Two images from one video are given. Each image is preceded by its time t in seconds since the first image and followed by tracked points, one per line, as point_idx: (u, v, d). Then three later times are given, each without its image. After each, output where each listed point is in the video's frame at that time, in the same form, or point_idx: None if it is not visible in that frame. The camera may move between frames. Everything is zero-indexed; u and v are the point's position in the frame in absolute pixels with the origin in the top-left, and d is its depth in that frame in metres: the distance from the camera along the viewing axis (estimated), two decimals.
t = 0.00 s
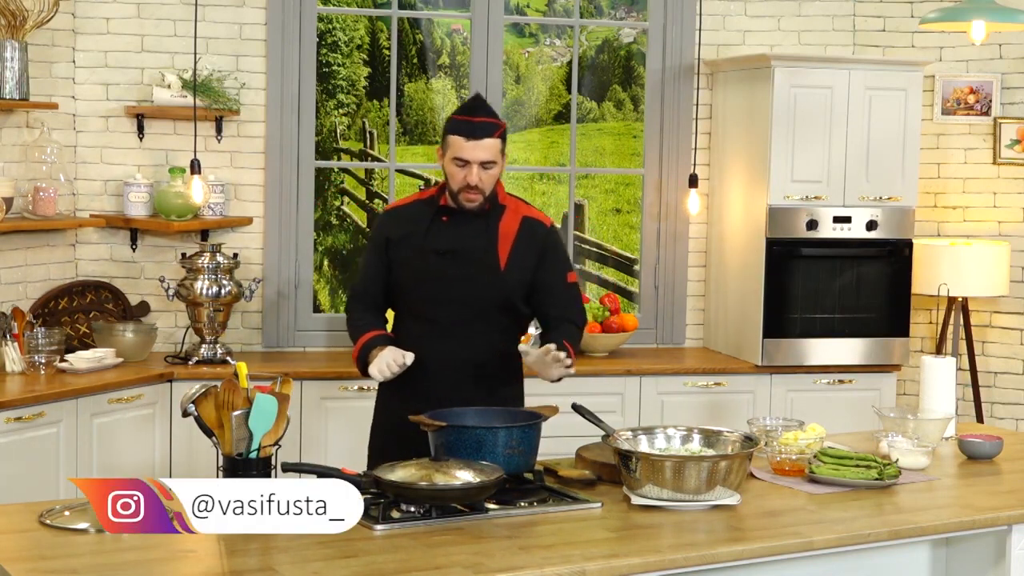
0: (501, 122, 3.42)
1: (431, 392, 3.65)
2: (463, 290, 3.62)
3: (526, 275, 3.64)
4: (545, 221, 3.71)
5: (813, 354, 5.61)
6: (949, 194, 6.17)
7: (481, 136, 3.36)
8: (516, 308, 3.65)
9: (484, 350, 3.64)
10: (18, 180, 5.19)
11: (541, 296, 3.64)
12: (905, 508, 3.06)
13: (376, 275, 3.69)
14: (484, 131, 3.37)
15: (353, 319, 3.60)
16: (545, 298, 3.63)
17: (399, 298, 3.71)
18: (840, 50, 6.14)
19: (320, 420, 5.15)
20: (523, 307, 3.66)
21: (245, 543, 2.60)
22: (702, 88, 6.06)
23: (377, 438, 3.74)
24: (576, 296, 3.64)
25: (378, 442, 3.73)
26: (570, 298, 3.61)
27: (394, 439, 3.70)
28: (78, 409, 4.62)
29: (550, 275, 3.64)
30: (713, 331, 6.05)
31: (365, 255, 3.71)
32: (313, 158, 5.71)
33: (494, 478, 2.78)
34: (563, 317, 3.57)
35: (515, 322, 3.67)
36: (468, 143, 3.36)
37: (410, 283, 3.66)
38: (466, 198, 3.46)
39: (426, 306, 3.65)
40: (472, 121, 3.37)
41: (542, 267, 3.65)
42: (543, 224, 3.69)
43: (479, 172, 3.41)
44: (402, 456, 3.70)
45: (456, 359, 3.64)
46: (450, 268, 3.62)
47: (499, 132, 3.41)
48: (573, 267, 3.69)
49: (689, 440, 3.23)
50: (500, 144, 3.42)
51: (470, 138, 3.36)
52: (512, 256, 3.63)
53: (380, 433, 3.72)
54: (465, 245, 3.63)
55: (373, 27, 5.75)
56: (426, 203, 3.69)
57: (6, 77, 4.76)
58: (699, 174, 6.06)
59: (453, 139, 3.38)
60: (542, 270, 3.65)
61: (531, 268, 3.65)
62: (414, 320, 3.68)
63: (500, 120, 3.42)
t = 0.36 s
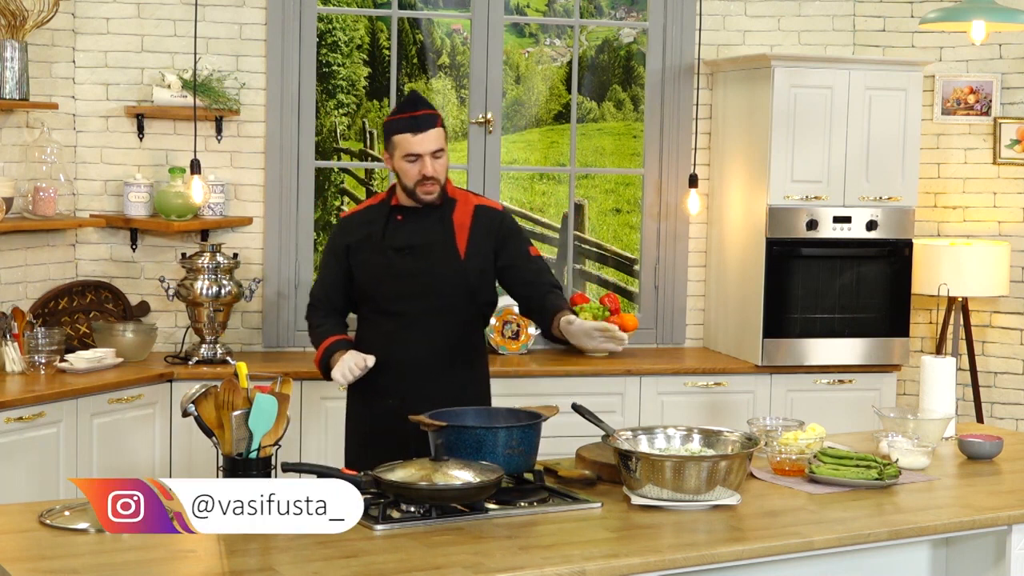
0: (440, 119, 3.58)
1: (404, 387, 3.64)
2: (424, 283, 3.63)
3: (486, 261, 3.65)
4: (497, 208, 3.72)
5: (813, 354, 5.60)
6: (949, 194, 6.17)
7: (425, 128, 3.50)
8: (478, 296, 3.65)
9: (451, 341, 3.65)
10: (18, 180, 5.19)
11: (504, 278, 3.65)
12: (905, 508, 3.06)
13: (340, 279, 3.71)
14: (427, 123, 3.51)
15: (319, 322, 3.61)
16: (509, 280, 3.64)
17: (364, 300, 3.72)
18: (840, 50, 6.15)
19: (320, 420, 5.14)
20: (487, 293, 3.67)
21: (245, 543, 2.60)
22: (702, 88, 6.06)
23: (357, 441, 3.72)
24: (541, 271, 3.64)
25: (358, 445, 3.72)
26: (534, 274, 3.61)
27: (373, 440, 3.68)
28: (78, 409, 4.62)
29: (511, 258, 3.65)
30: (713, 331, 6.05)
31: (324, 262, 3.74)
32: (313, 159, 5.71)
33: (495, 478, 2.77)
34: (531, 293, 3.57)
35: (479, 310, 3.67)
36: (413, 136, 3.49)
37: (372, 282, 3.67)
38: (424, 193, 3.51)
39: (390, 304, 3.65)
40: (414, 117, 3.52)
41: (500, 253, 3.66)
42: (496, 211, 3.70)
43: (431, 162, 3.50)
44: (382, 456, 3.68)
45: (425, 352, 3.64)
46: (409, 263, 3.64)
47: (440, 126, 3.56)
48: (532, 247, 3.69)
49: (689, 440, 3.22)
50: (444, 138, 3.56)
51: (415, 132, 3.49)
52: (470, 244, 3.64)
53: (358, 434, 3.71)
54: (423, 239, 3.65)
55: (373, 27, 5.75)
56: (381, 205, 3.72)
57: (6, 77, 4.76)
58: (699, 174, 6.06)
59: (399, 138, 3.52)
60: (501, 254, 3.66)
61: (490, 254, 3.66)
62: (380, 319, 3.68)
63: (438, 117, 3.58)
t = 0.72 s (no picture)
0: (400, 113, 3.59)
1: (394, 386, 3.63)
2: (407, 279, 3.62)
3: (462, 251, 3.68)
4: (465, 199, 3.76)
5: (813, 354, 5.60)
6: (949, 194, 6.17)
7: (388, 123, 3.51)
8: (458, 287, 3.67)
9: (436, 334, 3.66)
10: (18, 180, 5.19)
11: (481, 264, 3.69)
12: (906, 508, 3.06)
13: (318, 283, 3.67)
14: (389, 117, 3.52)
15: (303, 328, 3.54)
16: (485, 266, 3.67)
17: (344, 302, 3.69)
18: (839, 50, 6.15)
19: (319, 420, 5.14)
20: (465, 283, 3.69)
21: (245, 543, 2.60)
22: (702, 88, 6.06)
23: (346, 444, 3.70)
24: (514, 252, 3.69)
25: (348, 448, 3.70)
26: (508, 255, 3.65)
27: (365, 441, 3.66)
28: (79, 409, 4.62)
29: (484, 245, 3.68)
30: (713, 331, 6.05)
31: (298, 268, 3.68)
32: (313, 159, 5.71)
33: (495, 478, 2.78)
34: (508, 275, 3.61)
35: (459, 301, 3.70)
36: (379, 133, 3.49)
37: (353, 284, 3.64)
38: (395, 187, 3.51)
39: (374, 303, 3.63)
40: (375, 113, 3.52)
41: (474, 243, 3.70)
42: (464, 203, 3.74)
43: (400, 155, 3.51)
44: (375, 456, 3.67)
45: (413, 348, 3.64)
46: (390, 261, 3.62)
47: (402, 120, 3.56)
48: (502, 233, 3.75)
49: (689, 440, 3.22)
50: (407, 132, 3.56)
51: (380, 128, 3.49)
52: (447, 236, 3.66)
53: (348, 437, 3.69)
54: (400, 235, 3.64)
55: (373, 27, 5.75)
56: (352, 207, 3.70)
57: (6, 77, 4.76)
58: (699, 174, 6.06)
59: (364, 137, 3.51)
60: (475, 243, 3.70)
61: (465, 243, 3.69)
62: (364, 319, 3.66)
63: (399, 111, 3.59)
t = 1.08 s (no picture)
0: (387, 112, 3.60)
1: (394, 385, 3.63)
2: (402, 277, 3.62)
3: (455, 246, 3.68)
4: (454, 195, 3.76)
5: (813, 354, 5.60)
6: (949, 194, 6.17)
7: (373, 121, 3.52)
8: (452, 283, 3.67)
9: (433, 332, 3.66)
10: (18, 180, 5.19)
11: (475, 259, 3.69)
12: (905, 508, 3.06)
13: (313, 286, 3.66)
14: (375, 115, 3.53)
15: (300, 333, 3.53)
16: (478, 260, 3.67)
17: (340, 303, 3.68)
18: (839, 50, 6.15)
19: (320, 420, 5.14)
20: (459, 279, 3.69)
21: (245, 543, 2.60)
22: (702, 88, 6.06)
23: (348, 445, 3.70)
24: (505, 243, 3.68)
25: (350, 448, 3.70)
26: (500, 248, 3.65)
27: (367, 441, 3.66)
28: (78, 409, 4.62)
29: (476, 239, 3.69)
30: (713, 330, 6.05)
31: (292, 272, 3.67)
32: (313, 159, 5.72)
33: (495, 478, 2.77)
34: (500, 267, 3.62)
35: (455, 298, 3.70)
36: (364, 130, 3.51)
37: (348, 285, 3.63)
38: (382, 183, 3.51)
39: (370, 304, 3.63)
40: (361, 112, 3.54)
41: (466, 238, 3.70)
42: (454, 199, 3.74)
43: (386, 152, 3.51)
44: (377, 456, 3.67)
45: (411, 346, 3.64)
46: (385, 259, 3.62)
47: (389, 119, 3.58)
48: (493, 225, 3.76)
49: (689, 440, 3.22)
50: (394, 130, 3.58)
51: (365, 126, 3.51)
52: (439, 233, 3.66)
53: (349, 438, 3.69)
54: (393, 234, 3.64)
55: (373, 27, 5.75)
56: (343, 209, 3.69)
57: (6, 77, 4.76)
58: (699, 174, 6.06)
59: (350, 135, 3.52)
60: (467, 237, 3.70)
61: (458, 239, 3.69)
62: (361, 320, 3.66)
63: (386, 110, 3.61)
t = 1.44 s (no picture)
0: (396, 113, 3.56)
1: (397, 385, 3.64)
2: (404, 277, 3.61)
3: (457, 246, 3.68)
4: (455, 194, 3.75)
5: (813, 354, 5.60)
6: (949, 194, 6.17)
7: (382, 126, 3.47)
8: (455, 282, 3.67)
9: (434, 332, 3.66)
10: (18, 180, 5.19)
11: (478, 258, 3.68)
12: (905, 508, 3.06)
13: (314, 288, 3.64)
14: (384, 120, 3.48)
15: (302, 334, 3.52)
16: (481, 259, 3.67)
17: (342, 304, 3.67)
18: (839, 50, 6.15)
19: (320, 420, 5.14)
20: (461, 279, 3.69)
21: (245, 543, 2.60)
22: (702, 88, 6.06)
23: (350, 445, 3.70)
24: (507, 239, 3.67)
25: (352, 448, 3.70)
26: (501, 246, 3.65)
27: (369, 440, 3.66)
28: (78, 409, 4.62)
29: (478, 238, 3.68)
30: (713, 331, 6.05)
31: (293, 273, 3.64)
32: (313, 159, 5.71)
33: (495, 478, 2.78)
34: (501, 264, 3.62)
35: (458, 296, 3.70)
36: (374, 135, 3.46)
37: (351, 286, 3.62)
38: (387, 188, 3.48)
39: (373, 305, 3.62)
40: (370, 116, 3.49)
41: (469, 237, 3.70)
42: (456, 198, 3.73)
43: (393, 159, 3.48)
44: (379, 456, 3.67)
45: (414, 346, 3.64)
46: (387, 260, 3.61)
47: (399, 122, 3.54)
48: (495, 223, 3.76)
49: (689, 440, 3.22)
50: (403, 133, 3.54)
51: (375, 130, 3.47)
52: (441, 233, 3.66)
53: (352, 438, 3.69)
54: (395, 235, 3.62)
55: (373, 27, 5.75)
56: (344, 210, 3.67)
57: (6, 77, 4.76)
58: (699, 174, 6.06)
59: (358, 139, 3.48)
60: (469, 236, 3.69)
61: (460, 239, 3.68)
62: (364, 321, 3.65)
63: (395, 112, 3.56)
